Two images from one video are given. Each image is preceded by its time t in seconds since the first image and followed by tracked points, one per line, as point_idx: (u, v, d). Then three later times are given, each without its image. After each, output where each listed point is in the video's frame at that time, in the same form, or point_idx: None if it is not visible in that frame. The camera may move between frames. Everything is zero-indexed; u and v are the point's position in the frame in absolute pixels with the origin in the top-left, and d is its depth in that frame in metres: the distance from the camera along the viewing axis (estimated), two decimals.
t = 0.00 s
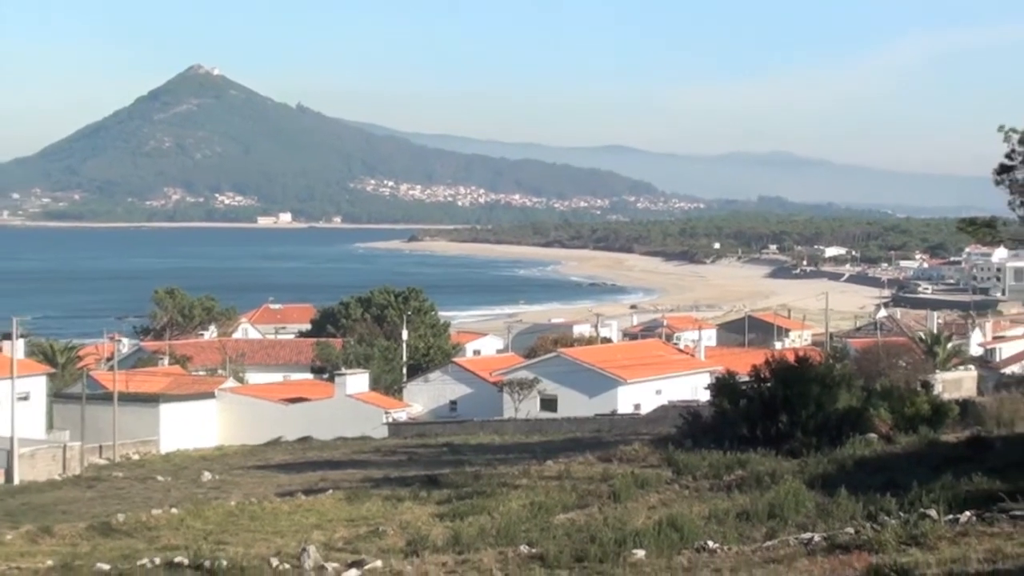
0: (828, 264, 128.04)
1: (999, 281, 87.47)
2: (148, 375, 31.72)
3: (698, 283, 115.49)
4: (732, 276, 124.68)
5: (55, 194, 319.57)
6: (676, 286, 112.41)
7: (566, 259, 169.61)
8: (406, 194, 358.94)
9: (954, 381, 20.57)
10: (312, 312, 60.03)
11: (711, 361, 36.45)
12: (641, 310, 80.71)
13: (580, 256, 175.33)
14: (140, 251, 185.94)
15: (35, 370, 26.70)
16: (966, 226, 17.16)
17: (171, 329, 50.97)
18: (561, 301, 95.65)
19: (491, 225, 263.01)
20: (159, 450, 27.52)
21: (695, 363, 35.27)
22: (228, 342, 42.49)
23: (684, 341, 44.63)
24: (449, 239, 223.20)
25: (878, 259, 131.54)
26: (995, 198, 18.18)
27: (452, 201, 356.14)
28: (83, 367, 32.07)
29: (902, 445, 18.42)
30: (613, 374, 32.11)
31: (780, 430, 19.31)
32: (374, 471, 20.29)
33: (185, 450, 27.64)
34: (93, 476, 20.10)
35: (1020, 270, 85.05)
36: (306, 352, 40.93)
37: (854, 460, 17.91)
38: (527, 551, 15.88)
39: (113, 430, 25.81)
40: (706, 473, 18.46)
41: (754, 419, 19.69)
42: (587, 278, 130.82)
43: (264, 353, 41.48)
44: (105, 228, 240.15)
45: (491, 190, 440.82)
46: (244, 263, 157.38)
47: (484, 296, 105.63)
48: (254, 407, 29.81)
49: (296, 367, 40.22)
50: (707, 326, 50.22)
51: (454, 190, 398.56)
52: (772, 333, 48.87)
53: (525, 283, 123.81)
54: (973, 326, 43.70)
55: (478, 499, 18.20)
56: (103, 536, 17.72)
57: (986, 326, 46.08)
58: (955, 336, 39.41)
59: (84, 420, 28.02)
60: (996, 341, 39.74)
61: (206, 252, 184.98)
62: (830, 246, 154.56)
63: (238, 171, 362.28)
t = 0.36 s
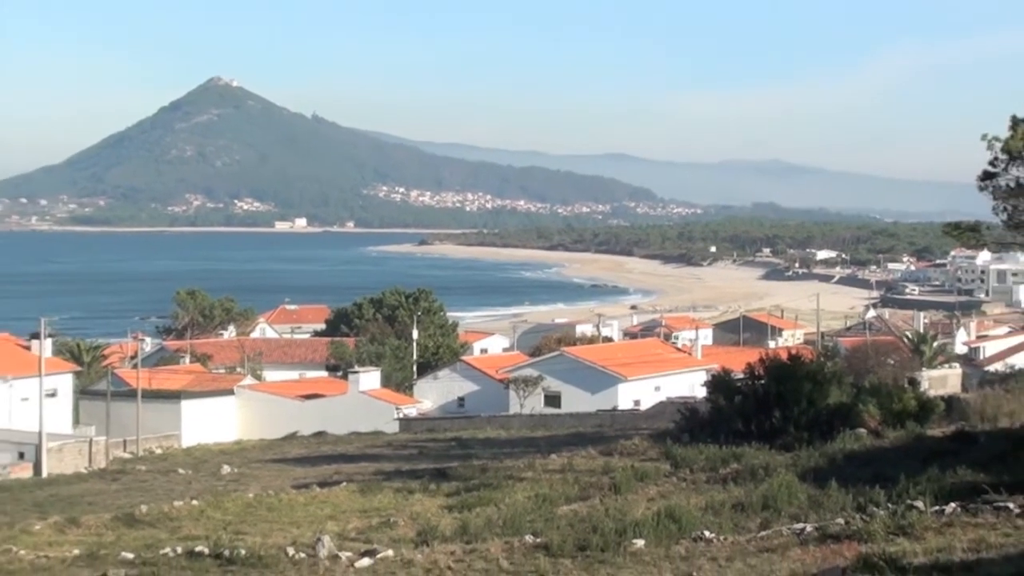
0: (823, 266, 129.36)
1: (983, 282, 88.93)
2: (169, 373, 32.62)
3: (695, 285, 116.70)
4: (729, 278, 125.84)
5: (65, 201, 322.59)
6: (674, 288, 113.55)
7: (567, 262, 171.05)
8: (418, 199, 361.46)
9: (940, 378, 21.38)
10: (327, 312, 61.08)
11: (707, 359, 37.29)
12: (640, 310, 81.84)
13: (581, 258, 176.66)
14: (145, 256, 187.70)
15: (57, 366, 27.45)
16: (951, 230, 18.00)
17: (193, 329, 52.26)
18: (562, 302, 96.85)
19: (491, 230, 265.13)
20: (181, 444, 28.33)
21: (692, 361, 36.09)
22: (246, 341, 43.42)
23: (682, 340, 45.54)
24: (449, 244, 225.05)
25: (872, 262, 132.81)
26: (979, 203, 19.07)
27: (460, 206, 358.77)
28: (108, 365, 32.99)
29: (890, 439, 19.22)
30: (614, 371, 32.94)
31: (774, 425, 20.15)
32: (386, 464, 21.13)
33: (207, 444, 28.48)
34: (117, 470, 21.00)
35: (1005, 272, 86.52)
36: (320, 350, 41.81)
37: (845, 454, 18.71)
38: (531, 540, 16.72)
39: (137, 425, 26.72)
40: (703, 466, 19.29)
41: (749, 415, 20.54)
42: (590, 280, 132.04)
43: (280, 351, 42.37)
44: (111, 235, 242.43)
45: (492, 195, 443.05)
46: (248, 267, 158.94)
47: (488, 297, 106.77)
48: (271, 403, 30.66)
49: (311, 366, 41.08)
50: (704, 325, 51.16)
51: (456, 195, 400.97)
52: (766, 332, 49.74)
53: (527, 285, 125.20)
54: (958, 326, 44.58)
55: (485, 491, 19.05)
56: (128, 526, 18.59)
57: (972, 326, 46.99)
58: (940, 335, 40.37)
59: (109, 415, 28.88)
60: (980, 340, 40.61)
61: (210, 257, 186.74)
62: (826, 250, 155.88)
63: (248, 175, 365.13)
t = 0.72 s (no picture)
0: (821, 270, 130.64)
1: (973, 285, 91.00)
2: (193, 371, 33.50)
3: (696, 287, 117.94)
4: (729, 280, 127.01)
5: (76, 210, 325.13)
6: (675, 290, 114.66)
7: (570, 265, 172.53)
8: (428, 207, 364.53)
9: (931, 375, 22.16)
10: (344, 313, 62.18)
11: (708, 357, 38.14)
12: (643, 312, 83.15)
13: (586, 261, 178.37)
14: (151, 261, 189.29)
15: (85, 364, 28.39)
16: (941, 234, 18.83)
17: (215, 329, 53.44)
18: (564, 304, 97.95)
19: (492, 235, 267.41)
20: (204, 440, 29.20)
21: (693, 359, 36.94)
22: (266, 341, 44.32)
23: (683, 340, 46.51)
24: (450, 248, 226.93)
25: (870, 266, 134.13)
26: (968, 207, 19.88)
27: (467, 211, 361.43)
28: (134, 363, 33.92)
29: (883, 435, 19.98)
30: (619, 369, 33.76)
31: (771, 421, 21.03)
32: (400, 459, 21.98)
33: (229, 439, 29.38)
34: (144, 464, 21.92)
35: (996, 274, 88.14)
36: (337, 349, 42.73)
37: (840, 449, 19.49)
38: (539, 531, 17.55)
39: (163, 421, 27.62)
40: (704, 460, 20.12)
41: (747, 412, 21.42)
42: (594, 282, 133.54)
43: (299, 351, 43.31)
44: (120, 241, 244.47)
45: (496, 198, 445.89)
46: (254, 271, 160.54)
47: (495, 299, 108.23)
48: (291, 400, 31.50)
49: (330, 364, 41.92)
50: (704, 325, 52.20)
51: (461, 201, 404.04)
52: (764, 331, 50.64)
53: (529, 287, 126.52)
54: (948, 326, 45.57)
55: (495, 484, 19.89)
56: (154, 517, 19.50)
57: (962, 326, 47.97)
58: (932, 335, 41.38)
59: (136, 411, 29.83)
60: (970, 340, 41.51)
61: (217, 261, 188.55)
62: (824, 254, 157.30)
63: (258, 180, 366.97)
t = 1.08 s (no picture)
0: (821, 271, 132.08)
1: (963, 286, 92.73)
2: (217, 368, 34.45)
3: (698, 287, 119.24)
4: (730, 281, 128.49)
5: (96, 216, 329.25)
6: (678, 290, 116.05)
7: (576, 267, 174.17)
8: (441, 211, 367.74)
9: (923, 372, 22.99)
10: (363, 312, 63.22)
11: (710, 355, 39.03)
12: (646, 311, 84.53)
13: (591, 263, 180.07)
14: (163, 264, 191.50)
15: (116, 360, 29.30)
16: (934, 237, 19.67)
17: (238, 328, 54.98)
18: (571, 303, 99.29)
19: (498, 238, 269.98)
20: (229, 434, 30.13)
21: (696, 356, 37.79)
22: (287, 339, 45.32)
23: (686, 338, 47.53)
24: (457, 251, 228.97)
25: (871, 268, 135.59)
26: (960, 211, 20.79)
27: (476, 215, 364.44)
28: (160, 361, 34.90)
29: (877, 429, 20.81)
30: (624, 366, 34.63)
31: (770, 416, 21.89)
32: (414, 452, 22.88)
33: (253, 432, 30.27)
34: (170, 456, 22.86)
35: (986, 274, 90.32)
36: (356, 346, 43.64)
37: (836, 443, 20.34)
38: (548, 521, 18.45)
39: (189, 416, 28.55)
40: (706, 453, 20.98)
41: (747, 406, 22.30)
42: (599, 283, 135.07)
43: (319, 348, 44.26)
44: (133, 245, 247.30)
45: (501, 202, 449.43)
46: (265, 273, 162.55)
47: (505, 298, 109.73)
48: (312, 396, 32.40)
49: (348, 361, 42.81)
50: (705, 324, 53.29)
51: (471, 206, 406.85)
52: (763, 329, 51.55)
53: (536, 287, 128.05)
54: (941, 325, 46.70)
55: (506, 476, 20.78)
56: (180, 507, 20.44)
57: (952, 325, 48.93)
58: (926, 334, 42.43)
59: (163, 407, 30.79)
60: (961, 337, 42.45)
61: (228, 264, 190.71)
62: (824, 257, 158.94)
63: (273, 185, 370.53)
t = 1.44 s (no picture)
0: (822, 274, 133.47)
1: (955, 287, 94.57)
2: (239, 365, 35.39)
3: (701, 288, 120.58)
4: (731, 282, 130.10)
5: (112, 223, 331.84)
6: (680, 291, 117.42)
7: (581, 269, 175.83)
8: (453, 216, 371.34)
9: (916, 369, 23.84)
10: (379, 312, 64.27)
11: (711, 353, 39.88)
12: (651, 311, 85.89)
13: (596, 265, 181.90)
14: (174, 267, 193.69)
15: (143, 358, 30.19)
16: (927, 240, 20.45)
17: (260, 326, 56.31)
18: (577, 303, 100.66)
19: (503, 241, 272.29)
20: (250, 428, 31.06)
21: (698, 354, 38.62)
22: (308, 338, 46.31)
23: (689, 336, 48.46)
24: (463, 254, 230.87)
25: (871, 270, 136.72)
26: (951, 217, 21.60)
27: (484, 220, 367.51)
28: (184, 358, 35.87)
29: (872, 425, 21.63)
30: (630, 363, 35.47)
31: (769, 412, 22.75)
32: (429, 446, 23.76)
33: (274, 427, 31.19)
34: (194, 450, 23.78)
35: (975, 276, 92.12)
36: (372, 344, 44.57)
37: (833, 438, 21.16)
38: (556, 513, 19.31)
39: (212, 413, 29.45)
40: (708, 448, 21.84)
41: (748, 402, 23.18)
42: (605, 284, 136.55)
43: (337, 346, 45.22)
44: (146, 250, 249.80)
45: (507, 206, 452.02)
46: (275, 277, 164.50)
47: (513, 298, 111.24)
48: (330, 392, 33.25)
49: (365, 358, 43.68)
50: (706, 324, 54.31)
51: (479, 209, 409.30)
52: (763, 329, 52.53)
53: (543, 288, 129.56)
54: (934, 325, 47.71)
55: (516, 469, 21.65)
56: (204, 499, 21.34)
57: (944, 324, 49.95)
58: (919, 333, 43.40)
59: (188, 403, 31.78)
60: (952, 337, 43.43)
61: (238, 267, 192.73)
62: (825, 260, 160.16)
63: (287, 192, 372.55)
